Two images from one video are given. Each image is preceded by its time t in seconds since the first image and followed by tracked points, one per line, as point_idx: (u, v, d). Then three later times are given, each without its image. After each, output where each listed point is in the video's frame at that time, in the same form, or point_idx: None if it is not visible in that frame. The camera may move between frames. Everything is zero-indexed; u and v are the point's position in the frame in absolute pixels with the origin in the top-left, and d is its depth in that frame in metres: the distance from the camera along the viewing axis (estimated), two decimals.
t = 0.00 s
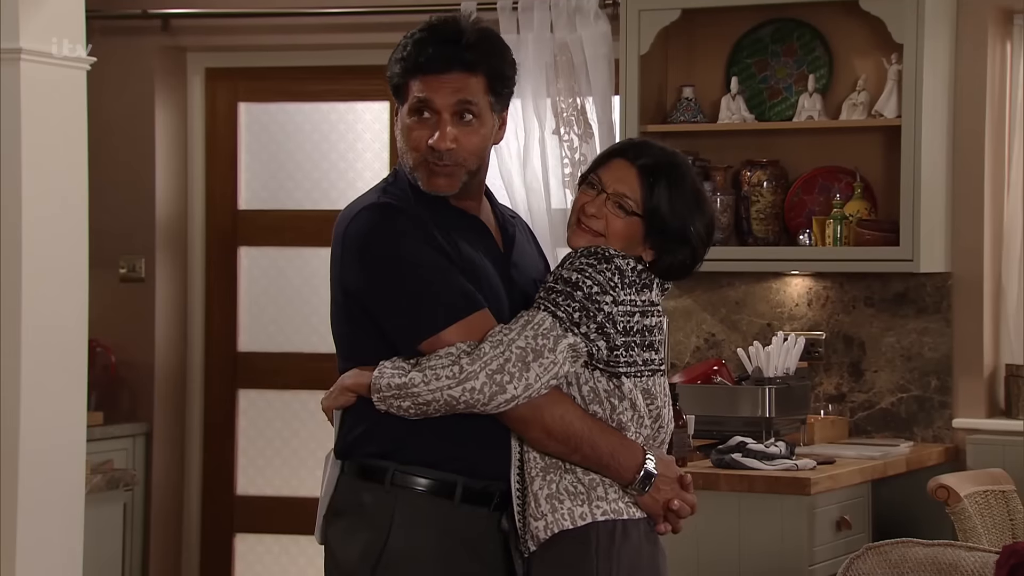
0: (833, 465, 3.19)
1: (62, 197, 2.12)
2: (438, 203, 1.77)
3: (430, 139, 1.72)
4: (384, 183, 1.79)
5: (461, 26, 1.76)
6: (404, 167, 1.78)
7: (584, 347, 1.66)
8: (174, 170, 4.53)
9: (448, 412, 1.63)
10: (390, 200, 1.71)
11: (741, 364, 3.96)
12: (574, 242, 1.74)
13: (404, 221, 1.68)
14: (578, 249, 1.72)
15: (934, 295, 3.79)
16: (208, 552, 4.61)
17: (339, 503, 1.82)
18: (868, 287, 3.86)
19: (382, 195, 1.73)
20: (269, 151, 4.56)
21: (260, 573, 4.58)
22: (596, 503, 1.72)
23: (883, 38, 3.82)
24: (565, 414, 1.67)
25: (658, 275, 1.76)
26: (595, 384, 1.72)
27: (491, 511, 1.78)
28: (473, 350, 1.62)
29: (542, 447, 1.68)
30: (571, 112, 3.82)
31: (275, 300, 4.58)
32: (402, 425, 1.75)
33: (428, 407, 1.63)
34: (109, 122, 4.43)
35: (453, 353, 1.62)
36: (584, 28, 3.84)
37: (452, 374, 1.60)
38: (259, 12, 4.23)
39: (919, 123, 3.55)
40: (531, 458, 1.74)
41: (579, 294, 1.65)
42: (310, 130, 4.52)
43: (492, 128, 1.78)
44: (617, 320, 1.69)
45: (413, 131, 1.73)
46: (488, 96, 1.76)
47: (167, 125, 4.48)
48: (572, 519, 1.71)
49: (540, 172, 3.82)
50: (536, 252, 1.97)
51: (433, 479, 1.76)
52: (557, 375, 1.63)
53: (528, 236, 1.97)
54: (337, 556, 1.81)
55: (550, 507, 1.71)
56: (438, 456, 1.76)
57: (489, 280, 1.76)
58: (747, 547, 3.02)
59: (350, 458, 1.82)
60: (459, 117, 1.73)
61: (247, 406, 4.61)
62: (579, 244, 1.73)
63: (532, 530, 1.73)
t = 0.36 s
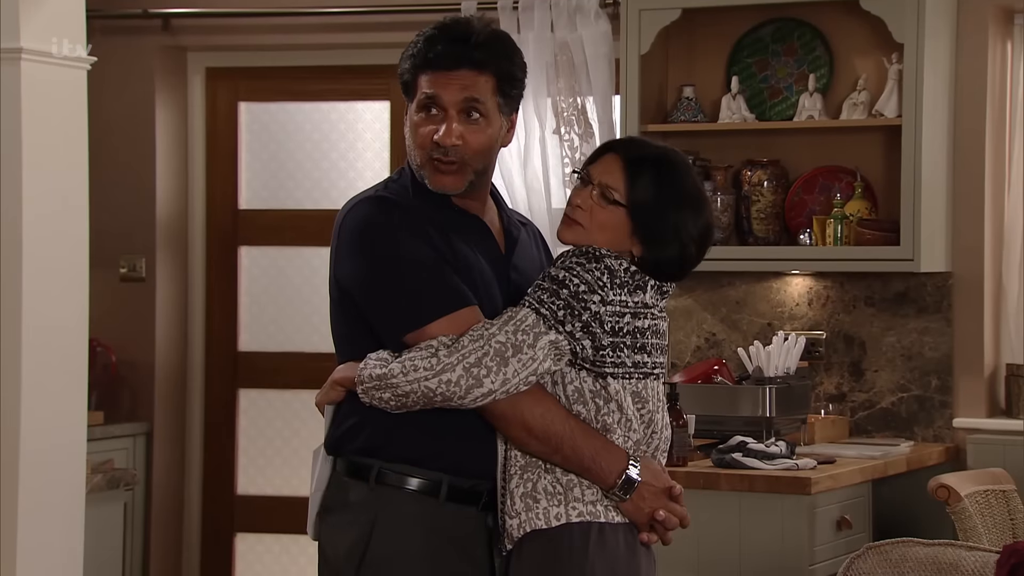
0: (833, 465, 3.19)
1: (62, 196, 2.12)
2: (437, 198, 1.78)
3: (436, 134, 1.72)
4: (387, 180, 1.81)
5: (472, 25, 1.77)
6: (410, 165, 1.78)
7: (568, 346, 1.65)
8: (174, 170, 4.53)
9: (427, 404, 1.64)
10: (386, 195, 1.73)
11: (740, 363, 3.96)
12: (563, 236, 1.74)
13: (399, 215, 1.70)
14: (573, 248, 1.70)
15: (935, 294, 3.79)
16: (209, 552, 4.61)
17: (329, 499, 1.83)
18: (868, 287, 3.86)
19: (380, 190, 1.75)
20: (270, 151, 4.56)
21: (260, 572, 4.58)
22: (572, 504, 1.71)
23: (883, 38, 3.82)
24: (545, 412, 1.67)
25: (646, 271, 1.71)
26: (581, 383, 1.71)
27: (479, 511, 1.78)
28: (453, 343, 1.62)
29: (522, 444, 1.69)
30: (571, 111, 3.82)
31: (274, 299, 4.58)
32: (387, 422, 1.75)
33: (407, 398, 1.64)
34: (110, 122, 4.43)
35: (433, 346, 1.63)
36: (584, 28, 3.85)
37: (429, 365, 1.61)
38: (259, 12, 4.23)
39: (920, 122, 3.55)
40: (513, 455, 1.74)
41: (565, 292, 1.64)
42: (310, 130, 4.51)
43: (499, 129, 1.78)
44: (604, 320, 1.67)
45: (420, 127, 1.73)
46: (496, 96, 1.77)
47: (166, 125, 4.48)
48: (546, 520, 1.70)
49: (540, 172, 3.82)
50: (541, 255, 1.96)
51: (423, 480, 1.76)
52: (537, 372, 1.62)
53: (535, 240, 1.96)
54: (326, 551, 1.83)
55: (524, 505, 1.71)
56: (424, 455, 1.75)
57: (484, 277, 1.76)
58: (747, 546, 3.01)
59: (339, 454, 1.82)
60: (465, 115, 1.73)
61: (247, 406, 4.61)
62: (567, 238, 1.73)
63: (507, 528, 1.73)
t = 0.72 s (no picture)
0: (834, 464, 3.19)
1: (63, 196, 2.12)
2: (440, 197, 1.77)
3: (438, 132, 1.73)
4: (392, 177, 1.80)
5: (482, 24, 1.77)
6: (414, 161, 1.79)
7: (573, 360, 1.66)
8: (176, 170, 4.53)
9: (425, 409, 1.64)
10: (392, 193, 1.72)
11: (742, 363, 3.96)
12: (563, 222, 1.76)
13: (404, 214, 1.70)
14: (584, 261, 1.70)
15: (936, 294, 3.79)
16: (209, 551, 4.60)
17: (320, 497, 1.83)
18: (870, 286, 3.86)
19: (384, 187, 1.75)
20: (271, 150, 4.56)
21: (262, 572, 4.58)
22: (567, 511, 1.72)
23: (884, 37, 3.81)
24: (546, 420, 1.67)
25: (635, 262, 1.71)
26: (582, 394, 1.71)
27: (471, 512, 1.78)
28: (456, 351, 1.62)
29: (520, 450, 1.69)
30: (572, 110, 3.81)
31: (276, 299, 4.58)
32: (383, 423, 1.75)
33: (406, 403, 1.63)
34: (111, 121, 4.43)
35: (435, 351, 1.63)
36: (586, 27, 3.85)
37: (429, 372, 1.60)
38: (261, 11, 4.23)
39: (922, 121, 3.55)
40: (510, 460, 1.74)
41: (574, 307, 1.65)
42: (312, 129, 4.52)
43: (503, 130, 1.79)
44: (612, 335, 1.68)
45: (423, 125, 1.74)
46: (502, 97, 1.77)
47: (167, 124, 4.48)
48: (541, 525, 1.71)
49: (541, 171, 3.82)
50: (543, 260, 1.96)
51: (416, 480, 1.76)
52: (540, 386, 1.63)
53: (535, 245, 1.96)
54: (315, 549, 1.82)
55: (520, 510, 1.71)
56: (418, 456, 1.75)
57: (486, 279, 1.75)
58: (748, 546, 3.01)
59: (333, 453, 1.82)
60: (469, 114, 1.74)
61: (249, 406, 4.61)
62: (565, 223, 1.74)
63: (501, 532, 1.73)
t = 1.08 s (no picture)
0: (835, 463, 3.19)
1: (64, 193, 2.12)
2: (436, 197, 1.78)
3: (433, 134, 1.73)
4: (389, 180, 1.81)
5: (473, 24, 1.77)
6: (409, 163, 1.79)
7: (574, 359, 1.66)
8: (177, 169, 4.54)
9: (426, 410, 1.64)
10: (388, 195, 1.73)
11: (743, 362, 3.96)
12: (565, 231, 1.75)
13: (402, 216, 1.70)
14: (582, 260, 1.71)
15: (938, 293, 3.79)
16: (211, 550, 4.61)
17: (322, 497, 1.83)
18: (871, 285, 3.86)
19: (381, 190, 1.75)
20: (272, 149, 4.56)
21: (263, 571, 4.59)
22: (570, 510, 1.72)
23: (886, 36, 3.81)
24: (547, 419, 1.67)
25: (640, 271, 1.70)
26: (584, 392, 1.71)
27: (474, 512, 1.79)
28: (457, 350, 1.62)
29: (523, 450, 1.69)
30: (573, 109, 3.80)
31: (277, 297, 4.58)
32: (385, 423, 1.75)
33: (407, 403, 1.64)
34: (113, 120, 4.43)
35: (436, 351, 1.63)
36: (587, 26, 3.85)
37: (431, 372, 1.60)
38: (262, 11, 4.23)
39: (923, 120, 3.55)
40: (512, 459, 1.75)
41: (575, 305, 1.65)
42: (313, 128, 4.51)
43: (498, 129, 1.79)
44: (612, 334, 1.68)
45: (418, 127, 1.74)
46: (496, 98, 1.77)
47: (169, 124, 4.48)
48: (544, 525, 1.71)
49: (542, 170, 3.80)
50: (540, 258, 1.97)
51: (417, 479, 1.76)
52: (541, 385, 1.63)
53: (531, 243, 1.96)
54: (317, 549, 1.81)
55: (523, 510, 1.72)
56: (421, 455, 1.75)
57: (484, 279, 1.76)
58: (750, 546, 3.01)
59: (334, 453, 1.82)
60: (464, 116, 1.74)
61: (250, 405, 4.61)
62: (568, 233, 1.74)
63: (505, 532, 1.74)
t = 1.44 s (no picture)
0: (836, 462, 3.19)
1: (69, 190, 2.13)
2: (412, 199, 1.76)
3: (479, 150, 1.73)
4: (360, 186, 1.79)
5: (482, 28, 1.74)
6: (423, 168, 1.75)
7: (577, 357, 1.65)
8: (178, 168, 4.54)
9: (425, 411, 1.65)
10: (362, 205, 1.72)
11: (745, 360, 3.96)
12: (565, 234, 1.76)
13: (379, 226, 1.69)
14: (582, 255, 1.70)
15: (939, 292, 3.79)
16: (212, 549, 4.61)
17: (329, 497, 1.82)
18: (873, 284, 3.86)
19: (354, 200, 1.75)
20: (273, 148, 4.56)
21: (264, 569, 4.59)
22: (574, 506, 1.72)
23: (887, 35, 3.81)
24: (548, 414, 1.67)
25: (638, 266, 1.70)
26: (587, 388, 1.71)
27: (481, 509, 1.78)
28: (456, 351, 1.62)
29: (526, 446, 1.69)
30: (574, 108, 3.80)
31: (278, 296, 4.58)
32: (388, 424, 1.75)
33: (409, 406, 1.64)
34: (114, 119, 4.44)
35: (435, 353, 1.62)
36: (588, 25, 3.84)
37: (431, 375, 1.61)
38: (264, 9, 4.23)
39: (924, 119, 3.55)
40: (514, 454, 1.74)
41: (576, 303, 1.64)
42: (314, 127, 4.51)
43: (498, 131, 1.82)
44: (614, 331, 1.67)
45: (463, 141, 1.72)
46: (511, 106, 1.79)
47: (170, 123, 4.48)
48: (547, 520, 1.71)
49: (544, 167, 3.80)
50: (523, 245, 1.96)
51: (424, 478, 1.76)
52: (543, 385, 1.63)
53: (509, 225, 1.95)
54: (325, 550, 1.81)
55: (526, 505, 1.72)
56: (426, 454, 1.75)
57: (476, 273, 1.75)
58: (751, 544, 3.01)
59: (339, 454, 1.82)
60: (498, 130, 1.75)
61: (251, 403, 4.61)
62: (568, 237, 1.75)
63: (508, 528, 1.74)
